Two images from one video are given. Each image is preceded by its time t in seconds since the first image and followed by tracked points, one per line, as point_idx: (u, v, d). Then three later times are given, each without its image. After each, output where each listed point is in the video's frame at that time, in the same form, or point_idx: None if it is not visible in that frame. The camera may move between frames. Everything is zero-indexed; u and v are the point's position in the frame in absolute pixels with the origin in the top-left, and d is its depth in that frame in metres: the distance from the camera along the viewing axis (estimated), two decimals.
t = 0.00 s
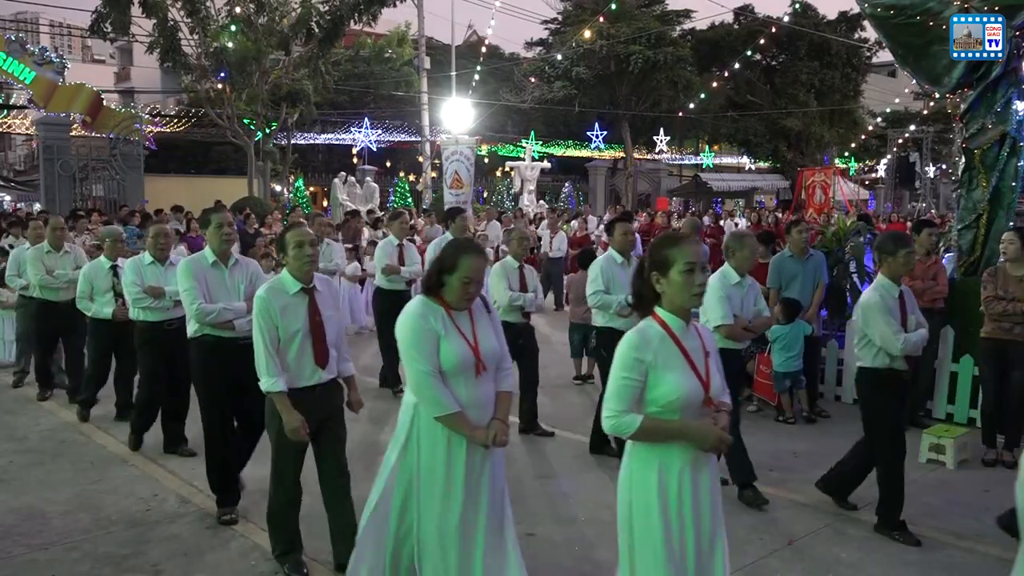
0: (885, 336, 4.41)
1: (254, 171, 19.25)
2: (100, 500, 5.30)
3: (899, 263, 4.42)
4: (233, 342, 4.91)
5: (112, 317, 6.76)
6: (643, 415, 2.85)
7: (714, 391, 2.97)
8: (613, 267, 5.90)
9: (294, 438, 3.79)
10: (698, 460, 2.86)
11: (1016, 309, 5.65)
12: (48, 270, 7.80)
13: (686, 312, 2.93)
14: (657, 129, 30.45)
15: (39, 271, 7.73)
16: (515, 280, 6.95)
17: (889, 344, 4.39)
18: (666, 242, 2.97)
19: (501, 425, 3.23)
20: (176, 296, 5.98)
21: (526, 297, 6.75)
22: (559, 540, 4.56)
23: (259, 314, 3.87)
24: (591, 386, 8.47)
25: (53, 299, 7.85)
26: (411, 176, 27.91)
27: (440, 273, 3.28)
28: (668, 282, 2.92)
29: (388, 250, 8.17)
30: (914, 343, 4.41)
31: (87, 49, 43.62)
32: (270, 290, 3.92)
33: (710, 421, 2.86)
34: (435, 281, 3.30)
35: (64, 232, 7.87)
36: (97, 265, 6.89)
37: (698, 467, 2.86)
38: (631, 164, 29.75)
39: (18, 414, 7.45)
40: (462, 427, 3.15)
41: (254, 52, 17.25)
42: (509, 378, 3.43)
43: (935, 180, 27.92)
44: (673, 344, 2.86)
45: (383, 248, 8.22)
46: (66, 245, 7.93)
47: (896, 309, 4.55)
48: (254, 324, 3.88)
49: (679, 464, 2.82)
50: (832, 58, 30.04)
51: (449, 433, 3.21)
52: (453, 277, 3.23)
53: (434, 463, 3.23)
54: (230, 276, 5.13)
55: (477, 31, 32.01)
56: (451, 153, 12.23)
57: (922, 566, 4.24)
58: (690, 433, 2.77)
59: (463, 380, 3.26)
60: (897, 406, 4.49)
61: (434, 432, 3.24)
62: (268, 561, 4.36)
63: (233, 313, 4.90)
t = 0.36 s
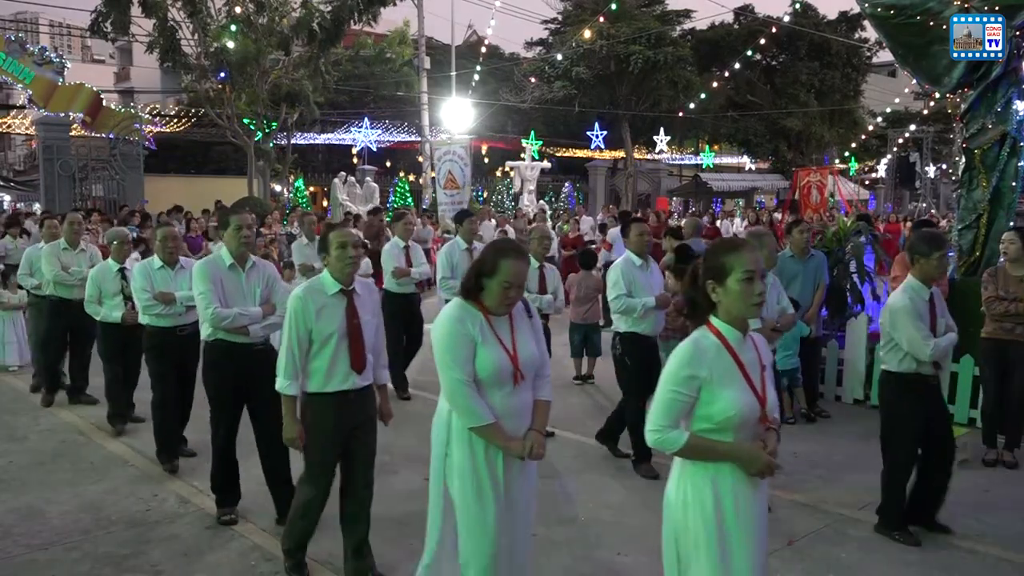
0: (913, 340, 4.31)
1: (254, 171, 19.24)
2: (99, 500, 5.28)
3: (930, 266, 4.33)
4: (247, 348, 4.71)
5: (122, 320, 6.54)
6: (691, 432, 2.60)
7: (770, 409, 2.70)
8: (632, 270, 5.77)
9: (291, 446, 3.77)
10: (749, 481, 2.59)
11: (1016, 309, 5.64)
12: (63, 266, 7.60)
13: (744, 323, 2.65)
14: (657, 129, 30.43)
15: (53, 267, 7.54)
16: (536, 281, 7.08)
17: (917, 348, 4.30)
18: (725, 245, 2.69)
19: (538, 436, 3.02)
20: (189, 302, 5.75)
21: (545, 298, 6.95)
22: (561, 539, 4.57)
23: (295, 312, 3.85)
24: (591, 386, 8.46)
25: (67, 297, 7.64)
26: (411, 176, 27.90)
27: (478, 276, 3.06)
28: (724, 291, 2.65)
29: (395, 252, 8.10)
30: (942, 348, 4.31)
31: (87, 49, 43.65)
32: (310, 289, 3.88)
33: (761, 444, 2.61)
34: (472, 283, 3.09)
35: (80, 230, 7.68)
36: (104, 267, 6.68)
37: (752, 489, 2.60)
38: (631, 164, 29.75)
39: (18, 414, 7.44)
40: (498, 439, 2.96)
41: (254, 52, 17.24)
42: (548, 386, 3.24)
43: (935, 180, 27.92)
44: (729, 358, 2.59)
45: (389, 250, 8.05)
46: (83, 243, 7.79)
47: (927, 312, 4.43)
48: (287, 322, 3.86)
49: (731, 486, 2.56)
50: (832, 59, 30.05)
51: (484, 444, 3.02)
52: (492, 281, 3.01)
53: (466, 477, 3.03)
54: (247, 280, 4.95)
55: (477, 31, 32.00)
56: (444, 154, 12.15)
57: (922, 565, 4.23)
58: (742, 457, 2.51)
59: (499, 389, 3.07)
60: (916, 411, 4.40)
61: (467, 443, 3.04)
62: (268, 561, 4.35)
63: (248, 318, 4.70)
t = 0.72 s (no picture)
0: (956, 345, 4.19)
1: (254, 171, 19.24)
2: (99, 500, 5.28)
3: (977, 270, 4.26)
4: (278, 350, 4.69)
5: (125, 323, 6.45)
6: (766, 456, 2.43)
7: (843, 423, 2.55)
8: (654, 270, 5.64)
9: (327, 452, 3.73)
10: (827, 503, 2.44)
11: (1016, 309, 5.63)
12: (68, 270, 7.52)
13: (811, 333, 2.49)
14: (657, 129, 30.43)
15: (58, 270, 7.45)
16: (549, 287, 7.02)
17: (959, 355, 4.17)
18: (782, 250, 2.54)
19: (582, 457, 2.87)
20: (194, 305, 5.67)
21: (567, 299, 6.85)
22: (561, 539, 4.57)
23: (323, 315, 3.80)
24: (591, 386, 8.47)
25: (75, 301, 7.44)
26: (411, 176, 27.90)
27: (511, 295, 2.88)
28: (788, 299, 2.49)
29: (406, 255, 8.07)
30: (985, 356, 4.18)
31: (88, 49, 43.76)
32: (339, 292, 3.83)
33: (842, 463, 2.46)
34: (504, 301, 2.91)
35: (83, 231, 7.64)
36: (103, 269, 6.59)
37: (829, 512, 2.45)
38: (631, 164, 29.76)
39: (18, 414, 7.46)
40: (543, 465, 2.79)
41: (254, 52, 17.25)
42: (587, 402, 3.06)
43: (935, 180, 27.90)
44: (801, 372, 2.43)
45: (401, 252, 8.12)
46: (86, 246, 7.71)
47: (970, 320, 4.32)
48: (316, 328, 3.82)
49: (811, 509, 2.41)
50: (832, 59, 30.05)
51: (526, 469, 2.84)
52: (522, 299, 2.85)
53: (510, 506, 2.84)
54: (281, 282, 4.87)
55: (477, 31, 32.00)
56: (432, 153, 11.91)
57: (923, 565, 4.22)
58: (826, 481, 2.34)
59: (540, 412, 2.89)
60: (943, 420, 4.34)
61: (507, 471, 2.86)
62: (268, 561, 4.35)
63: (280, 319, 4.68)
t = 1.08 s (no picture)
0: (1009, 341, 3.97)
1: (254, 171, 19.24)
2: (99, 500, 5.29)
3: None
4: (300, 356, 4.52)
5: (135, 327, 6.32)
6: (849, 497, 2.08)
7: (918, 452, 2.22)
8: (682, 272, 5.61)
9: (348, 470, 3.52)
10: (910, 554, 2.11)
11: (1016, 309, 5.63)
12: (69, 274, 7.44)
13: (896, 349, 2.14)
14: (657, 129, 30.41)
15: (58, 276, 7.38)
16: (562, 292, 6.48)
17: (1013, 351, 3.95)
18: (875, 260, 2.16)
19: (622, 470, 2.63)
20: (206, 309, 5.51)
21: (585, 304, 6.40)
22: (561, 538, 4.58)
23: (347, 326, 3.62)
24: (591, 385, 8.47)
25: (76, 303, 7.40)
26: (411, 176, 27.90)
27: (556, 301, 2.62)
28: (877, 312, 2.12)
29: (427, 254, 7.97)
30: None
31: (88, 49, 43.81)
32: (362, 302, 3.63)
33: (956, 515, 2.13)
34: (545, 304, 2.64)
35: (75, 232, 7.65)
36: (115, 273, 6.47)
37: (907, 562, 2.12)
38: (631, 164, 29.74)
39: (18, 413, 7.46)
40: (585, 480, 2.56)
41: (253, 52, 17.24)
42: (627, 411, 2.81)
43: (935, 180, 27.89)
44: (883, 395, 2.09)
45: (422, 251, 8.03)
46: (80, 247, 7.68)
47: None
48: (342, 340, 3.63)
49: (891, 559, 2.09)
50: (832, 58, 30.05)
51: (564, 486, 2.59)
52: (567, 305, 2.60)
53: (545, 523, 2.59)
54: (304, 284, 4.73)
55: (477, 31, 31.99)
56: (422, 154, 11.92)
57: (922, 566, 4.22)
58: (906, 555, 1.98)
59: (581, 424, 2.63)
60: (1008, 415, 4.09)
61: (543, 485, 2.60)
62: (268, 561, 4.35)
63: (302, 325, 4.50)
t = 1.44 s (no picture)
0: None
1: (254, 171, 19.26)
2: (100, 500, 5.28)
3: None
4: (317, 364, 4.25)
5: (151, 326, 6.25)
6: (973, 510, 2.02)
7: None
8: (714, 272, 5.47)
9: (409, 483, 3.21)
10: None
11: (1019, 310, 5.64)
12: (64, 275, 7.15)
13: None
14: (657, 128, 30.40)
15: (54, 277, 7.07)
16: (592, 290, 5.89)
17: None
18: None
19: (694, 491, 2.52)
20: (232, 307, 5.44)
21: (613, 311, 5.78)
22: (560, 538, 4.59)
23: (379, 327, 3.35)
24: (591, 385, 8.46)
25: (76, 306, 7.13)
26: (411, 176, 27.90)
27: (629, 308, 2.48)
28: (1017, 316, 2.04)
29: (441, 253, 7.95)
30: None
31: (88, 49, 43.86)
32: (396, 303, 3.38)
33: None
34: (616, 309, 2.50)
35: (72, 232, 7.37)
36: (134, 270, 6.40)
37: None
38: (631, 164, 29.74)
39: (18, 414, 7.46)
40: (659, 498, 2.41)
41: (253, 53, 17.24)
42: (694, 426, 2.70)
43: (935, 180, 27.91)
44: (1009, 400, 2.03)
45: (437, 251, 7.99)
46: (79, 246, 7.39)
47: None
48: (375, 344, 3.34)
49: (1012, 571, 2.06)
50: (832, 58, 30.07)
51: (637, 506, 2.43)
52: (641, 310, 2.47)
53: (616, 548, 2.42)
54: (320, 290, 4.48)
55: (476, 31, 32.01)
56: (413, 151, 11.96)
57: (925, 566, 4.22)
58: None
59: (653, 439, 2.49)
60: None
61: (613, 504, 2.44)
62: (268, 561, 4.35)
63: (320, 332, 4.25)
